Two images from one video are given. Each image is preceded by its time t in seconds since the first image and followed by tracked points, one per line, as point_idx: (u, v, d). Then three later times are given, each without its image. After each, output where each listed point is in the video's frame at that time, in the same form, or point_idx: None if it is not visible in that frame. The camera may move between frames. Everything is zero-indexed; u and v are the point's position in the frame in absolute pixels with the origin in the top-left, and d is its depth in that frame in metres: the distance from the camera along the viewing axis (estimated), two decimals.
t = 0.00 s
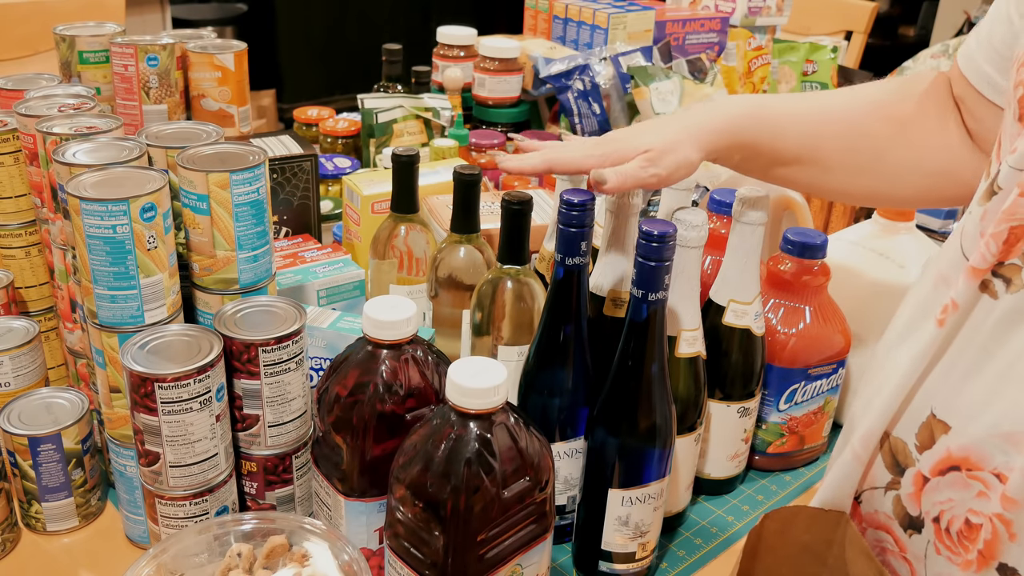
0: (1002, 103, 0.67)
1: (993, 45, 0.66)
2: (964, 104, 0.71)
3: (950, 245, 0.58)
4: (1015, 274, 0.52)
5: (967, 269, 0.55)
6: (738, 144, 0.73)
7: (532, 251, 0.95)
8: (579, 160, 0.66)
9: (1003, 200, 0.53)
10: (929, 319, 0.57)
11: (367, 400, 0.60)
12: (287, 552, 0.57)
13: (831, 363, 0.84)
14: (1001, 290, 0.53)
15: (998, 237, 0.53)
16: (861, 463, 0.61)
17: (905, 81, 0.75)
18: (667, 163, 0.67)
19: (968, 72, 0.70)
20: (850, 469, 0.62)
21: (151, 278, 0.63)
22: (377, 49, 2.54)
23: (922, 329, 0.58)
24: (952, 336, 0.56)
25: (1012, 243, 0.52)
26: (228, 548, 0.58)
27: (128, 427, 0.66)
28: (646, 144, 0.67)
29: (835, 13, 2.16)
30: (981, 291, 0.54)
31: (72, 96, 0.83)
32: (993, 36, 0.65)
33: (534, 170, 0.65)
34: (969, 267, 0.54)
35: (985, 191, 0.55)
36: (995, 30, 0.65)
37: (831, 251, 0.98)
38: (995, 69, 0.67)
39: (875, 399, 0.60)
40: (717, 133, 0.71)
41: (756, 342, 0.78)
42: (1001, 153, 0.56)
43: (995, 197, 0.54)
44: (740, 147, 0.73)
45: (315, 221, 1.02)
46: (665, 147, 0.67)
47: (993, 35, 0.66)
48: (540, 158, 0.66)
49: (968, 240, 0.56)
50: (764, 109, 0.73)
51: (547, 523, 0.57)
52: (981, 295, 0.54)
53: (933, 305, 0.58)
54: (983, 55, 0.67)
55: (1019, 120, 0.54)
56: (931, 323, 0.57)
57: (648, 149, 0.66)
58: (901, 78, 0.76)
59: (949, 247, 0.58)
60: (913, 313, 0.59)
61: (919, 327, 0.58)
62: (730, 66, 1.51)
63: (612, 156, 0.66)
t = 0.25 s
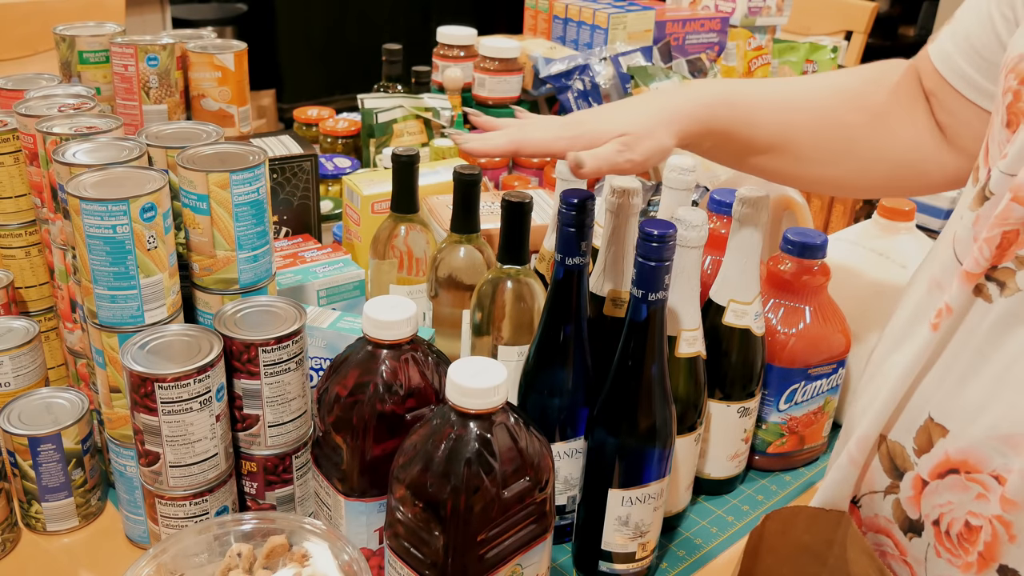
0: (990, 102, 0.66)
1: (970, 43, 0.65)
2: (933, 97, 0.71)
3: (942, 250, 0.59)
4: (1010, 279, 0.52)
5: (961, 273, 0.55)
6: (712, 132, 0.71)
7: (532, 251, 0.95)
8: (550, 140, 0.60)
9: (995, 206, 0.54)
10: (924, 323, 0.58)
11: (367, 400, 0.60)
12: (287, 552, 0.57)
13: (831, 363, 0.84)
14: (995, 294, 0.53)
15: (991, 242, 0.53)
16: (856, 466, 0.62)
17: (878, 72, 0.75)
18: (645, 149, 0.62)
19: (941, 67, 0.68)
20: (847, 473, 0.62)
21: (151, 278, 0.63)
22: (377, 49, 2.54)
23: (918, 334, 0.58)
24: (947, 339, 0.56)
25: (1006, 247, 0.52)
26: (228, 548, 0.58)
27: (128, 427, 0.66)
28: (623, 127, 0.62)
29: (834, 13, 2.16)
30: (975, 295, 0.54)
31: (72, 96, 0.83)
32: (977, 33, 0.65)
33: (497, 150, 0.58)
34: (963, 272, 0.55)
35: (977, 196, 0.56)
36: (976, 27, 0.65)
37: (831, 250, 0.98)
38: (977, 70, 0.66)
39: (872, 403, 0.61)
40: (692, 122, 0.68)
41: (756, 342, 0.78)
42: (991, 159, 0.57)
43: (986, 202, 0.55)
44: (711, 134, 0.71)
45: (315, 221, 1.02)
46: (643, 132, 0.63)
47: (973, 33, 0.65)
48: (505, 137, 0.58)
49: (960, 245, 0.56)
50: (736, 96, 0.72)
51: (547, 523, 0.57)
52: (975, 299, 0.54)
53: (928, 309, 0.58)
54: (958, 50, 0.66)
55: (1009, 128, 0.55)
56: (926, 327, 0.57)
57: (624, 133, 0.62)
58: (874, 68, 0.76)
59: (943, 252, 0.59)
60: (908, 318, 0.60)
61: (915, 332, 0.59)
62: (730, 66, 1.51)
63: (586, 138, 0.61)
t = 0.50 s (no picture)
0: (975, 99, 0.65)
1: (955, 41, 0.64)
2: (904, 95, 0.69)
3: (935, 249, 0.59)
4: (1004, 276, 0.52)
5: (955, 272, 0.55)
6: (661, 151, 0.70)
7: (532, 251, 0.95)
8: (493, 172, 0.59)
9: (989, 204, 0.54)
10: (920, 323, 0.57)
11: (367, 400, 0.60)
12: (287, 552, 0.57)
13: (831, 363, 0.84)
14: (991, 293, 0.53)
15: (986, 240, 0.53)
16: (856, 467, 0.62)
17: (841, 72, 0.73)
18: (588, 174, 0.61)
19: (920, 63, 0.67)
20: (846, 474, 0.62)
21: (151, 278, 0.63)
22: (377, 49, 2.54)
23: (914, 334, 0.58)
24: (944, 338, 0.56)
25: (1000, 245, 0.52)
26: (228, 548, 0.58)
27: (128, 427, 0.66)
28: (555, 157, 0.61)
29: (834, 13, 2.16)
30: (970, 293, 0.54)
31: (72, 96, 0.83)
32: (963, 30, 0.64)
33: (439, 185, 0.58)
34: (958, 270, 0.54)
35: (969, 194, 0.56)
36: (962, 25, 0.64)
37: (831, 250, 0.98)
38: (961, 69, 0.65)
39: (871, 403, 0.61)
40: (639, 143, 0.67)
41: (756, 342, 0.78)
42: (978, 158, 0.57)
43: (980, 200, 0.55)
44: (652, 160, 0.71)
45: (315, 221, 1.02)
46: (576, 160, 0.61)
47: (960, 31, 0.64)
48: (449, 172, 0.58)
49: (954, 245, 0.56)
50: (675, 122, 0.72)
51: (547, 523, 0.57)
52: (970, 298, 0.54)
53: (923, 309, 0.58)
54: (942, 48, 0.65)
55: (998, 127, 0.55)
56: (923, 327, 0.57)
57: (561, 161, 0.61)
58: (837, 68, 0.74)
59: (935, 251, 0.59)
60: (902, 319, 0.60)
61: (911, 332, 0.58)
62: (730, 66, 1.51)
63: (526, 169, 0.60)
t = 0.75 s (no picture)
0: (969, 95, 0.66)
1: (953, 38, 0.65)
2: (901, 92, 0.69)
3: (933, 247, 0.59)
4: (1002, 272, 0.52)
5: (954, 267, 0.55)
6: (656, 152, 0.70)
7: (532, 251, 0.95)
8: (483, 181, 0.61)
9: (985, 198, 0.54)
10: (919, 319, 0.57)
11: (367, 400, 0.60)
12: (287, 551, 0.57)
13: (831, 363, 0.84)
14: (990, 289, 0.53)
15: (984, 235, 0.53)
16: (857, 465, 0.62)
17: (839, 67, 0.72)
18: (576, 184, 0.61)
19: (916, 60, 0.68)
20: (846, 472, 0.62)
21: (151, 278, 0.63)
22: (377, 49, 2.54)
23: (914, 330, 0.58)
24: (943, 335, 0.56)
25: (998, 239, 0.52)
26: (228, 548, 0.58)
27: (128, 427, 0.66)
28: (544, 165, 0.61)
29: (833, 13, 2.16)
30: (968, 289, 0.54)
31: (72, 96, 0.83)
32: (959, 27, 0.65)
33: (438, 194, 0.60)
34: (956, 265, 0.54)
35: (965, 190, 0.56)
36: (958, 22, 0.65)
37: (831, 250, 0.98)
38: (958, 64, 0.66)
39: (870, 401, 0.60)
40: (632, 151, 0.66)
41: (756, 342, 0.78)
42: (972, 152, 0.57)
43: (976, 195, 0.55)
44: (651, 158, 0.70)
45: (315, 221, 1.02)
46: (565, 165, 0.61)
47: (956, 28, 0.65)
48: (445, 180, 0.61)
49: (951, 241, 0.56)
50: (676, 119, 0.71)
51: (547, 523, 0.57)
52: (969, 293, 0.54)
53: (922, 306, 0.58)
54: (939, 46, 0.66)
55: (992, 120, 0.55)
56: (922, 323, 0.57)
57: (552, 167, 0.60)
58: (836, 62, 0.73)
59: (934, 248, 0.59)
60: (902, 316, 0.60)
61: (911, 328, 0.58)
62: (730, 66, 1.51)
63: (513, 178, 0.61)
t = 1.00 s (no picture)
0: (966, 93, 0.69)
1: (952, 36, 0.67)
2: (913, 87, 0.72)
3: (930, 246, 0.59)
4: (997, 271, 0.52)
5: (950, 267, 0.55)
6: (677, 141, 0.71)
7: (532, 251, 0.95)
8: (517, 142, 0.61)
9: (982, 199, 0.54)
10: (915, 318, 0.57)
11: (367, 400, 0.60)
12: (287, 552, 0.57)
13: (831, 363, 0.84)
14: (985, 288, 0.53)
15: (979, 235, 0.53)
16: (853, 464, 0.62)
17: (854, 65, 0.76)
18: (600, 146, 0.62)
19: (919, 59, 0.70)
20: (844, 471, 0.62)
21: (151, 278, 0.63)
22: (377, 49, 2.54)
23: (910, 329, 0.58)
24: (939, 333, 0.56)
25: (993, 240, 0.52)
26: (228, 548, 0.58)
27: (128, 427, 0.66)
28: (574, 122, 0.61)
29: (833, 13, 2.16)
30: (964, 288, 0.54)
31: (72, 96, 0.83)
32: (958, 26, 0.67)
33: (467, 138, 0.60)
34: (952, 265, 0.54)
35: (963, 190, 0.56)
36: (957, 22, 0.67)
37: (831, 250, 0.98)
38: (955, 62, 0.68)
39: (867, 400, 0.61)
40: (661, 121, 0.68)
41: (756, 342, 0.79)
42: (973, 154, 0.57)
43: (973, 196, 0.55)
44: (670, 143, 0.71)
45: (315, 221, 1.02)
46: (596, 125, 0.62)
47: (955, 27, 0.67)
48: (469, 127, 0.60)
49: (948, 241, 0.56)
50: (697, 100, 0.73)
51: (547, 523, 0.57)
52: (964, 292, 0.54)
53: (919, 305, 0.58)
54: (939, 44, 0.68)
55: (991, 122, 0.55)
56: (918, 322, 0.57)
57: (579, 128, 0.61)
58: (850, 60, 0.77)
59: (931, 247, 0.59)
60: (899, 314, 0.60)
61: (907, 327, 0.58)
62: (730, 66, 1.51)
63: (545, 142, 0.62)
